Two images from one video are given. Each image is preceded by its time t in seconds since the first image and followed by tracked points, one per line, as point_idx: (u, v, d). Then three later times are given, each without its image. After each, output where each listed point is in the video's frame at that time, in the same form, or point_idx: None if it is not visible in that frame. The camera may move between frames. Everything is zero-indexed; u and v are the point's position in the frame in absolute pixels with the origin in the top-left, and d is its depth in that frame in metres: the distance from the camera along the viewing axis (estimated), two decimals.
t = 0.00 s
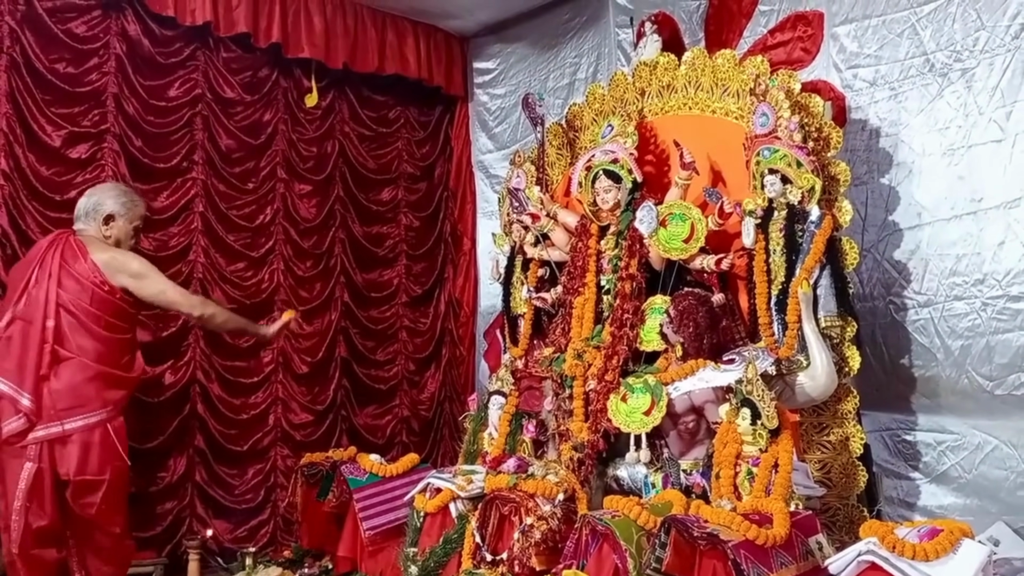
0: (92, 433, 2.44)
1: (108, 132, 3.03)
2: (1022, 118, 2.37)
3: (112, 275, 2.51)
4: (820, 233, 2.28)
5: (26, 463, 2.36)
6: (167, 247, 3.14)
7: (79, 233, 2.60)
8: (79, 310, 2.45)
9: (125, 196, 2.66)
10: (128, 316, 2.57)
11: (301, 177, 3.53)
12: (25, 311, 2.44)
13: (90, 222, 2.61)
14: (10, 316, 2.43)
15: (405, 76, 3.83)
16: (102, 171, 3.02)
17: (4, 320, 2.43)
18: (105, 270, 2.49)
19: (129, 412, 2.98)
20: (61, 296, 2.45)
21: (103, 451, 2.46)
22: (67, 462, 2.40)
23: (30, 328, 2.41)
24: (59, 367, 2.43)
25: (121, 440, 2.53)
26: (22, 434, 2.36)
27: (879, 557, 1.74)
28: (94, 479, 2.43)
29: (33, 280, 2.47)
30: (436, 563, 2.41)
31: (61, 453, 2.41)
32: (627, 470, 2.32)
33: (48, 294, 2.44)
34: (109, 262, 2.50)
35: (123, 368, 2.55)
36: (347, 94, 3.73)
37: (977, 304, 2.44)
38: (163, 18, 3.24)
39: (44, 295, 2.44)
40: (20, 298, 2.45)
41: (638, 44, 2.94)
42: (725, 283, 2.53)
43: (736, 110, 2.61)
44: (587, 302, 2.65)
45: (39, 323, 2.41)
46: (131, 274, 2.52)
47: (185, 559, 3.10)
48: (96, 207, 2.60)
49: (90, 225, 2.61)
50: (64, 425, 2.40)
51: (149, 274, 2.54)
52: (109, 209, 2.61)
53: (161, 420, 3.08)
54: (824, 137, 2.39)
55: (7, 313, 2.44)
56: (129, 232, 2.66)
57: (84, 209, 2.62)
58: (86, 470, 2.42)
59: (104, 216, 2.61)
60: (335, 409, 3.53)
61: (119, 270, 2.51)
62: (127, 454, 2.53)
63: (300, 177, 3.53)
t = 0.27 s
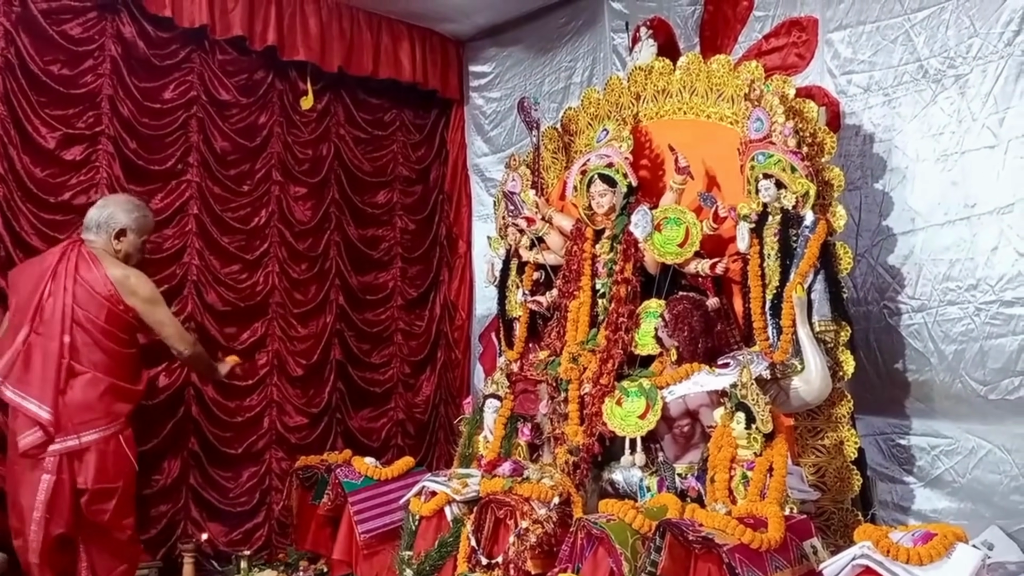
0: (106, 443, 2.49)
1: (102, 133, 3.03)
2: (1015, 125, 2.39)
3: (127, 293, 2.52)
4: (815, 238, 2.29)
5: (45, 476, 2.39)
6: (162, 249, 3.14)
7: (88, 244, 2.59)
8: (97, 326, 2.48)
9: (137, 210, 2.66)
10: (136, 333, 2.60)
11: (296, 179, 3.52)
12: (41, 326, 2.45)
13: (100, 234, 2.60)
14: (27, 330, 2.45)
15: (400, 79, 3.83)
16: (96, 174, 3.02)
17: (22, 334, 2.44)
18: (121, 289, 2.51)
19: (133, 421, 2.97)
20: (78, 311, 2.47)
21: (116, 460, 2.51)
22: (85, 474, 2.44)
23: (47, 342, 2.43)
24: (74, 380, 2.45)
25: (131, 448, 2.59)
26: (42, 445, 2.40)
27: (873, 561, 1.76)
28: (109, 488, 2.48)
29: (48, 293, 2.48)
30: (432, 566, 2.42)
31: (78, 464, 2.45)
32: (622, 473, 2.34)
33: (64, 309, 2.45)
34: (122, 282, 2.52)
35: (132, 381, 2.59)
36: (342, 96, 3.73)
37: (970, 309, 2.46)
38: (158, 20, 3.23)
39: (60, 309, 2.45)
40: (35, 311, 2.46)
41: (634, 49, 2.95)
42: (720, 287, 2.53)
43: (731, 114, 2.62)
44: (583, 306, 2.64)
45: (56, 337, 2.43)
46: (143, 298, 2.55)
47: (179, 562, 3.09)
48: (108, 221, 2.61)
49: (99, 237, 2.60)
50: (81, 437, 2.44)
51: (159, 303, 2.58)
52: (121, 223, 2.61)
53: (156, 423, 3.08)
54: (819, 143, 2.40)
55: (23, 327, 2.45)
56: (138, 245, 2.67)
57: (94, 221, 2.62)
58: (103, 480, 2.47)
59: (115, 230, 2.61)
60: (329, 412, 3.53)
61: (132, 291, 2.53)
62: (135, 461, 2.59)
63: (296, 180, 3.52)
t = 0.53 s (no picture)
0: (103, 434, 2.50)
1: (100, 131, 3.03)
2: (1012, 127, 2.40)
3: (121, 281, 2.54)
4: (812, 238, 2.29)
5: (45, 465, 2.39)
6: (160, 247, 3.13)
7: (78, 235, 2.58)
8: (96, 318, 2.48)
9: (126, 199, 2.66)
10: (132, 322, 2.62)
11: (294, 178, 3.52)
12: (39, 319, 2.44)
13: (90, 224, 2.60)
14: (26, 324, 2.43)
15: (398, 78, 3.83)
16: (94, 172, 3.01)
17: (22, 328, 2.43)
18: (116, 278, 2.53)
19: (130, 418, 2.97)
20: (76, 304, 2.46)
21: (113, 452, 2.52)
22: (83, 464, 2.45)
23: (47, 336, 2.43)
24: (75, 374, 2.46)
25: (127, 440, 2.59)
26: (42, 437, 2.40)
27: (869, 561, 1.75)
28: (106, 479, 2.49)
29: (44, 285, 2.47)
30: (428, 565, 2.42)
31: (76, 455, 2.45)
32: (619, 473, 2.32)
33: (61, 302, 2.45)
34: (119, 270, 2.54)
35: (128, 371, 2.60)
36: (341, 95, 3.72)
37: (967, 310, 2.46)
38: (157, 18, 3.23)
39: (57, 302, 2.45)
40: (33, 305, 2.45)
41: (632, 49, 2.95)
42: (718, 288, 2.53)
43: (730, 115, 2.62)
44: (581, 306, 2.65)
45: (55, 331, 2.42)
46: (141, 283, 2.58)
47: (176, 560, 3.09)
48: (96, 210, 2.60)
49: (89, 227, 2.60)
50: (79, 428, 2.44)
51: (158, 284, 2.63)
52: (110, 212, 2.61)
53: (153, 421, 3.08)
54: (817, 143, 2.40)
55: (22, 322, 2.44)
56: (129, 234, 2.68)
57: (83, 212, 2.61)
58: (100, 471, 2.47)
59: (104, 220, 2.61)
60: (327, 411, 3.53)
61: (129, 279, 2.56)
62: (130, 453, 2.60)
63: (294, 178, 3.52)
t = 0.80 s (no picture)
0: (78, 437, 2.46)
1: (101, 132, 3.03)
2: (1012, 126, 2.40)
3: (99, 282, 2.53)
4: (813, 238, 2.30)
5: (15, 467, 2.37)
6: (161, 248, 3.14)
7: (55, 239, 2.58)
8: (68, 316, 2.46)
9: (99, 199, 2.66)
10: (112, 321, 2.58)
11: (295, 179, 3.52)
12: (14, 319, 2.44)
13: (68, 228, 2.60)
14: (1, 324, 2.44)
15: (399, 78, 3.84)
16: (94, 172, 3.01)
17: None
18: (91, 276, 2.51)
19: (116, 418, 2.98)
20: (49, 302, 2.45)
21: (88, 455, 2.47)
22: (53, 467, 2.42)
23: (21, 335, 2.42)
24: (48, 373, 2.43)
25: (107, 441, 2.55)
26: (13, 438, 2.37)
27: (868, 560, 1.75)
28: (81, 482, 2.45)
29: (19, 286, 2.47)
30: (429, 564, 2.43)
31: (48, 457, 2.42)
32: (619, 473, 2.32)
33: (34, 301, 2.44)
34: (93, 267, 2.52)
35: (111, 372, 2.58)
36: (341, 95, 3.73)
37: (967, 310, 2.46)
38: (158, 19, 3.23)
39: (31, 301, 2.44)
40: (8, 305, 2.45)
41: (633, 49, 2.95)
42: (718, 288, 2.54)
43: (730, 115, 2.62)
44: (581, 306, 2.65)
45: (29, 329, 2.42)
46: (117, 280, 2.56)
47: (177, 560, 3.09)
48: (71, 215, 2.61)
49: (68, 232, 2.61)
50: (51, 430, 2.41)
51: (135, 280, 2.59)
52: (85, 214, 2.61)
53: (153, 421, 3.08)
54: (816, 143, 2.41)
55: None
56: (108, 235, 2.67)
57: (61, 217, 2.62)
58: (72, 475, 2.44)
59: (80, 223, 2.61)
60: (327, 411, 3.53)
61: (105, 277, 2.54)
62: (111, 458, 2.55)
63: (294, 179, 3.52)
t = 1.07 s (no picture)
0: (83, 439, 2.47)
1: (103, 135, 3.03)
2: (1013, 126, 2.40)
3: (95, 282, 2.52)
4: (814, 238, 2.30)
5: (22, 470, 2.37)
6: (163, 250, 3.14)
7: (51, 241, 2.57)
8: (68, 318, 2.46)
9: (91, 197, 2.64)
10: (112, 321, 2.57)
11: (296, 181, 3.53)
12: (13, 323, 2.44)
13: (64, 229, 2.59)
14: None
15: (400, 80, 3.84)
16: (96, 175, 3.02)
17: None
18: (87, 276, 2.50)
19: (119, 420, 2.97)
20: (49, 305, 2.45)
21: (94, 457, 2.48)
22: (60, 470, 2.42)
23: (21, 339, 2.41)
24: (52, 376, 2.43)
25: (112, 441, 2.56)
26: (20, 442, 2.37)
27: (872, 560, 1.76)
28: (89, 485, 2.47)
29: (15, 290, 2.46)
30: (432, 566, 2.42)
31: (55, 460, 2.42)
32: (623, 474, 2.35)
33: (32, 304, 2.43)
34: (89, 267, 2.51)
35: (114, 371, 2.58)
36: (342, 97, 3.73)
37: (969, 309, 2.47)
38: (158, 21, 3.24)
39: (29, 304, 2.44)
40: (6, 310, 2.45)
41: (633, 50, 2.96)
42: (720, 288, 2.54)
43: (730, 115, 2.63)
44: (583, 307, 2.65)
45: (29, 333, 2.41)
46: (112, 279, 2.54)
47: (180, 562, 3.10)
48: (65, 214, 2.60)
49: (65, 232, 2.60)
50: (57, 433, 2.42)
51: (131, 277, 2.56)
52: (80, 213, 2.60)
53: (157, 423, 3.08)
54: (817, 143, 2.41)
55: None
56: (104, 232, 2.66)
57: (55, 219, 2.61)
58: (80, 477, 2.45)
59: (76, 222, 2.60)
60: (330, 412, 3.53)
61: (101, 275, 2.53)
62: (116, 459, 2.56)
63: (296, 181, 3.53)
